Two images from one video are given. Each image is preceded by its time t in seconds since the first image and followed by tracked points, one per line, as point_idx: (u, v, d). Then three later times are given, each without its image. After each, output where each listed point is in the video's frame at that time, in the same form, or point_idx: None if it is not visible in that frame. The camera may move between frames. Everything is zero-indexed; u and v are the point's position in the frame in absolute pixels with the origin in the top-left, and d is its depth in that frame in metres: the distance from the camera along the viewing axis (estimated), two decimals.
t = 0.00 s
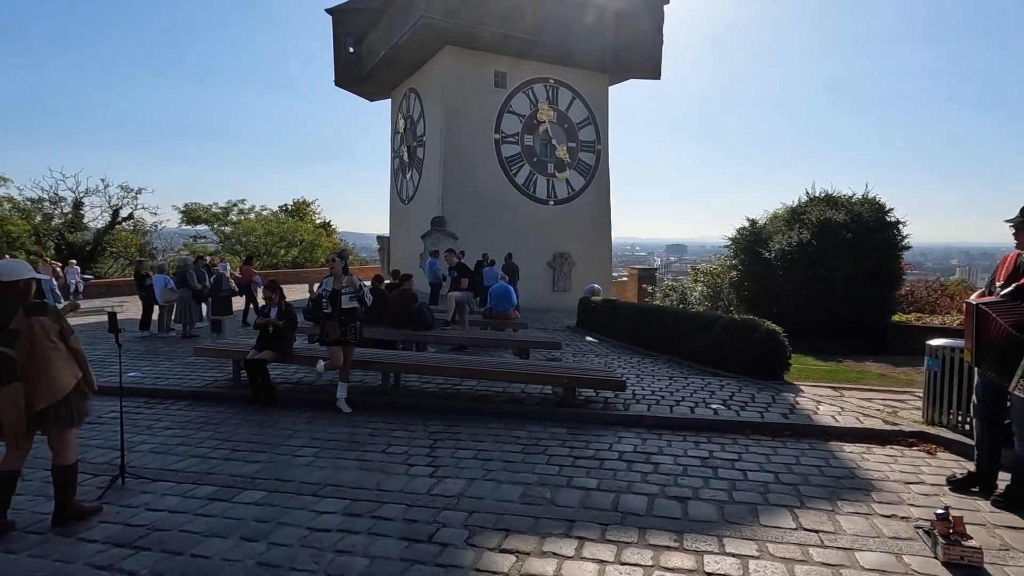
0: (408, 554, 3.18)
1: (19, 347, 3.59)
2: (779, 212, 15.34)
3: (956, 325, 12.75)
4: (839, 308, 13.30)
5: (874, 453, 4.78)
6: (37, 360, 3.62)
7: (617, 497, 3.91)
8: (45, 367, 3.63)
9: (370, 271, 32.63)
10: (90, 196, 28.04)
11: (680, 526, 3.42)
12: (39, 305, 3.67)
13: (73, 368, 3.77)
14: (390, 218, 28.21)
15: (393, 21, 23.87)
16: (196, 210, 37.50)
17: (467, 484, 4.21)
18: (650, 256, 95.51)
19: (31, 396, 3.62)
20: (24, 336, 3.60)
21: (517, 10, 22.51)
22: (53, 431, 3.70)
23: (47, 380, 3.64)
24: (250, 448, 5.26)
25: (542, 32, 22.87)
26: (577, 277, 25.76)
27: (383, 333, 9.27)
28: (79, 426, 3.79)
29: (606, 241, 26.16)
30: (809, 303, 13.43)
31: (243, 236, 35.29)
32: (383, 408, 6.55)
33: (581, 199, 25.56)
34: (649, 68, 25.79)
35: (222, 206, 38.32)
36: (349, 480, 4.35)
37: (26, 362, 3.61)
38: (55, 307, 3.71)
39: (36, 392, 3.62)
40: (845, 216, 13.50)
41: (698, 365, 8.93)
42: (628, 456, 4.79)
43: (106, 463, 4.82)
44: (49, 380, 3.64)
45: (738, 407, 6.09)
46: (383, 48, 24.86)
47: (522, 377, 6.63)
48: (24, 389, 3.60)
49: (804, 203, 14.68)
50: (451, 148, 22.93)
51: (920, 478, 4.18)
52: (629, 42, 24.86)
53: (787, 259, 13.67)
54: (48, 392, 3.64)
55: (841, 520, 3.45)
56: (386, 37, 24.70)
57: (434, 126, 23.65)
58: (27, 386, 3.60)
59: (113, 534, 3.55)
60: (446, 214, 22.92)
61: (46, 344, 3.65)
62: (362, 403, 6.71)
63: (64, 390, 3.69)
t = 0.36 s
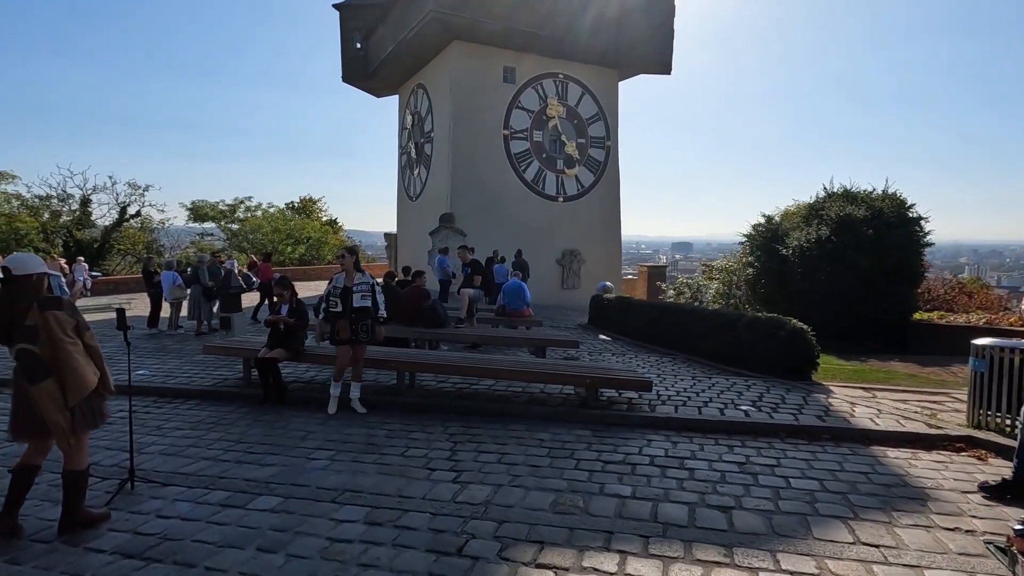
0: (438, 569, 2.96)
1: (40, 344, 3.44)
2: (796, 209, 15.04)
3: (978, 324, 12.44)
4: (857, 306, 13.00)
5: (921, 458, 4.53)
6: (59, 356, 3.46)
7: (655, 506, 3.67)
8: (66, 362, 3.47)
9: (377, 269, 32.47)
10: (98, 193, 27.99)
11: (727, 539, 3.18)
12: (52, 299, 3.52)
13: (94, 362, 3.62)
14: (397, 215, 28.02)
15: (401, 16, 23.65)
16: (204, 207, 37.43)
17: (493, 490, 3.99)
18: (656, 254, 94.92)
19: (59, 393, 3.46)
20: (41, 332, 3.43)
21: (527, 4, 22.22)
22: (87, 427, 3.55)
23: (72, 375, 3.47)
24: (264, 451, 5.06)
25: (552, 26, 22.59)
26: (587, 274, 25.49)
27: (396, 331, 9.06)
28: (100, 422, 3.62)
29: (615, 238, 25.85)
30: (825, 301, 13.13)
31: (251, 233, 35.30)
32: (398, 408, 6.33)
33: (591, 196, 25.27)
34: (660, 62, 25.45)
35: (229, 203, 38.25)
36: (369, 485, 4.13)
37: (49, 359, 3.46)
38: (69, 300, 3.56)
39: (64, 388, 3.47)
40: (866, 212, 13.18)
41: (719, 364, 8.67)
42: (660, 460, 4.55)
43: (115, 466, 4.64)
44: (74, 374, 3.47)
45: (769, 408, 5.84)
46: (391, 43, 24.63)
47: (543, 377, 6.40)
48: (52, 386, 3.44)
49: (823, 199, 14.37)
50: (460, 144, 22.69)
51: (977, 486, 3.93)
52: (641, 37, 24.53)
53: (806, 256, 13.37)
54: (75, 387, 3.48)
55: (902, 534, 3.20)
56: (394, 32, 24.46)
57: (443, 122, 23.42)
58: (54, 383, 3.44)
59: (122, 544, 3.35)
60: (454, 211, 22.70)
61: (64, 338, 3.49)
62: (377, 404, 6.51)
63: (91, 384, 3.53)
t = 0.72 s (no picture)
0: None
1: (44, 345, 3.21)
2: (811, 204, 14.78)
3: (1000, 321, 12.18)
4: (875, 303, 12.75)
5: (968, 463, 4.34)
6: (64, 358, 3.25)
7: (696, 513, 3.50)
8: (73, 365, 3.25)
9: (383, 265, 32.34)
10: (105, 190, 27.92)
11: (779, 551, 3.01)
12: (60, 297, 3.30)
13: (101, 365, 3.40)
14: (404, 211, 27.87)
15: (408, 10, 23.40)
16: (210, 203, 37.28)
17: (524, 496, 3.82)
18: (662, 249, 94.50)
19: (61, 397, 3.24)
20: (47, 332, 3.21)
21: None
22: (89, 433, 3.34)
23: (78, 378, 3.27)
24: (281, 453, 4.90)
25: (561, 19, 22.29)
26: (595, 271, 25.28)
27: (410, 328, 8.89)
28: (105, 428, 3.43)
29: (624, 234, 25.60)
30: (843, 298, 12.90)
31: (257, 229, 35.16)
32: (416, 407, 6.16)
33: (599, 191, 25.02)
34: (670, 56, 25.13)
35: (235, 199, 38.15)
36: (393, 490, 3.97)
37: (54, 361, 3.24)
38: (80, 299, 3.34)
39: (67, 392, 3.25)
40: (885, 207, 12.90)
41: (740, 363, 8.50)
42: (694, 464, 4.37)
43: (130, 469, 4.49)
44: (80, 378, 3.27)
45: (800, 408, 5.65)
46: (397, 37, 24.39)
47: (564, 376, 6.22)
48: (54, 390, 3.22)
49: (840, 194, 14.11)
50: (468, 139, 22.48)
51: None
52: (650, 30, 24.21)
53: (823, 252, 13.13)
54: (80, 391, 3.27)
55: (964, 546, 3.02)
56: (401, 26, 24.16)
57: (450, 116, 23.20)
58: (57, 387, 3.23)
59: (140, 553, 3.20)
60: (462, 207, 22.50)
61: (72, 339, 3.27)
62: (394, 403, 6.35)
63: (97, 389, 3.33)
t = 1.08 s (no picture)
0: None
1: (63, 344, 3.04)
2: (830, 201, 14.56)
3: None
4: (898, 301, 12.52)
5: None
6: (84, 359, 3.07)
7: (750, 521, 3.34)
8: (92, 367, 3.08)
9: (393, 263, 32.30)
10: (115, 188, 27.97)
11: (845, 564, 2.85)
12: (87, 296, 3.13)
13: (122, 369, 3.22)
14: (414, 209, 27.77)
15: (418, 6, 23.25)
16: (219, 201, 37.30)
17: (566, 501, 3.68)
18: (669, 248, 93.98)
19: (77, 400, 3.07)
20: (69, 331, 3.05)
21: None
22: (101, 440, 3.15)
23: (95, 382, 3.09)
24: (309, 454, 4.78)
25: (572, 15, 22.08)
26: (606, 268, 25.08)
27: (429, 326, 8.77)
28: (124, 433, 3.24)
29: (636, 231, 25.38)
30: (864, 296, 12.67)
31: (266, 227, 35.17)
32: (442, 407, 6.03)
33: (611, 188, 24.80)
34: (683, 51, 24.86)
35: (244, 198, 38.20)
36: (430, 495, 3.83)
37: (72, 362, 3.07)
38: (107, 299, 3.16)
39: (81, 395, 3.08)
40: (908, 203, 12.68)
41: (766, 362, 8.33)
42: (738, 468, 4.21)
43: (156, 471, 4.39)
44: (97, 383, 3.09)
45: (839, 409, 5.48)
46: (407, 34, 24.26)
47: (593, 375, 6.06)
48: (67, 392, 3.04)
49: (861, 191, 13.88)
50: (479, 136, 22.33)
51: None
52: (662, 25, 23.96)
53: (844, 249, 12.89)
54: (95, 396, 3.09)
55: None
56: (411, 22, 24.00)
57: (461, 113, 23.05)
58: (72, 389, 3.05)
59: (175, 560, 3.09)
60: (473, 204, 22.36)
61: (95, 340, 3.09)
62: (419, 403, 6.20)
63: (114, 395, 3.14)
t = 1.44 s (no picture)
0: None
1: (93, 344, 2.92)
2: (847, 199, 14.39)
3: None
4: (918, 299, 12.33)
5: None
6: (114, 360, 2.95)
7: (804, 531, 3.19)
8: (123, 368, 2.96)
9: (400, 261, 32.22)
10: (123, 187, 27.96)
11: None
12: (114, 293, 3.00)
13: (151, 369, 3.10)
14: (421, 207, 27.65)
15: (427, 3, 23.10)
16: (226, 200, 37.28)
17: (606, 509, 3.53)
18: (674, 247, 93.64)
19: (107, 402, 2.95)
20: (98, 330, 2.92)
21: None
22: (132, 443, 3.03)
23: (126, 384, 2.97)
24: (332, 457, 4.65)
25: (582, 11, 21.86)
26: (616, 267, 24.89)
27: (445, 326, 8.64)
28: (154, 435, 3.13)
29: (645, 229, 25.17)
30: (884, 295, 12.46)
31: (273, 225, 35.14)
32: (464, 408, 5.89)
33: (620, 186, 24.60)
34: (693, 48, 24.64)
35: (251, 196, 38.19)
36: (463, 501, 3.69)
37: (103, 362, 2.94)
38: (135, 297, 3.05)
39: (113, 397, 2.96)
40: (929, 201, 12.51)
41: (790, 362, 8.16)
42: (780, 473, 4.06)
43: (177, 475, 4.27)
44: (129, 383, 2.97)
45: (875, 411, 5.32)
46: (415, 31, 24.12)
47: (619, 377, 5.91)
48: (100, 393, 2.93)
49: (879, 188, 13.71)
50: (488, 133, 22.17)
51: None
52: (673, 21, 23.72)
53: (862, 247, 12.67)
54: (127, 398, 2.98)
55: None
56: (419, 19, 23.83)
57: (470, 111, 22.89)
58: (103, 390, 2.93)
59: (203, 571, 2.96)
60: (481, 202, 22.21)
61: (124, 339, 2.98)
62: (440, 404, 6.07)
63: (145, 396, 3.03)
